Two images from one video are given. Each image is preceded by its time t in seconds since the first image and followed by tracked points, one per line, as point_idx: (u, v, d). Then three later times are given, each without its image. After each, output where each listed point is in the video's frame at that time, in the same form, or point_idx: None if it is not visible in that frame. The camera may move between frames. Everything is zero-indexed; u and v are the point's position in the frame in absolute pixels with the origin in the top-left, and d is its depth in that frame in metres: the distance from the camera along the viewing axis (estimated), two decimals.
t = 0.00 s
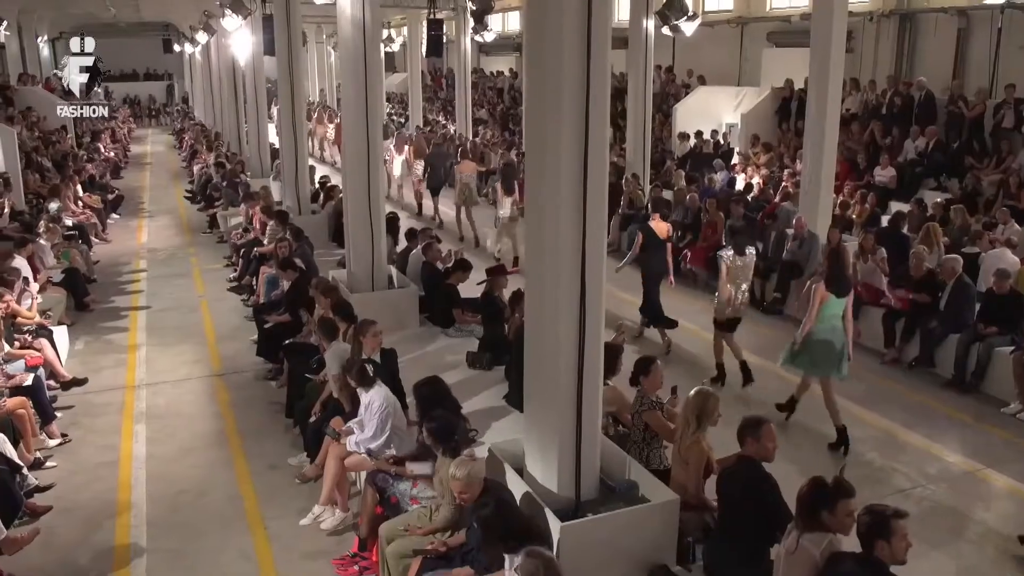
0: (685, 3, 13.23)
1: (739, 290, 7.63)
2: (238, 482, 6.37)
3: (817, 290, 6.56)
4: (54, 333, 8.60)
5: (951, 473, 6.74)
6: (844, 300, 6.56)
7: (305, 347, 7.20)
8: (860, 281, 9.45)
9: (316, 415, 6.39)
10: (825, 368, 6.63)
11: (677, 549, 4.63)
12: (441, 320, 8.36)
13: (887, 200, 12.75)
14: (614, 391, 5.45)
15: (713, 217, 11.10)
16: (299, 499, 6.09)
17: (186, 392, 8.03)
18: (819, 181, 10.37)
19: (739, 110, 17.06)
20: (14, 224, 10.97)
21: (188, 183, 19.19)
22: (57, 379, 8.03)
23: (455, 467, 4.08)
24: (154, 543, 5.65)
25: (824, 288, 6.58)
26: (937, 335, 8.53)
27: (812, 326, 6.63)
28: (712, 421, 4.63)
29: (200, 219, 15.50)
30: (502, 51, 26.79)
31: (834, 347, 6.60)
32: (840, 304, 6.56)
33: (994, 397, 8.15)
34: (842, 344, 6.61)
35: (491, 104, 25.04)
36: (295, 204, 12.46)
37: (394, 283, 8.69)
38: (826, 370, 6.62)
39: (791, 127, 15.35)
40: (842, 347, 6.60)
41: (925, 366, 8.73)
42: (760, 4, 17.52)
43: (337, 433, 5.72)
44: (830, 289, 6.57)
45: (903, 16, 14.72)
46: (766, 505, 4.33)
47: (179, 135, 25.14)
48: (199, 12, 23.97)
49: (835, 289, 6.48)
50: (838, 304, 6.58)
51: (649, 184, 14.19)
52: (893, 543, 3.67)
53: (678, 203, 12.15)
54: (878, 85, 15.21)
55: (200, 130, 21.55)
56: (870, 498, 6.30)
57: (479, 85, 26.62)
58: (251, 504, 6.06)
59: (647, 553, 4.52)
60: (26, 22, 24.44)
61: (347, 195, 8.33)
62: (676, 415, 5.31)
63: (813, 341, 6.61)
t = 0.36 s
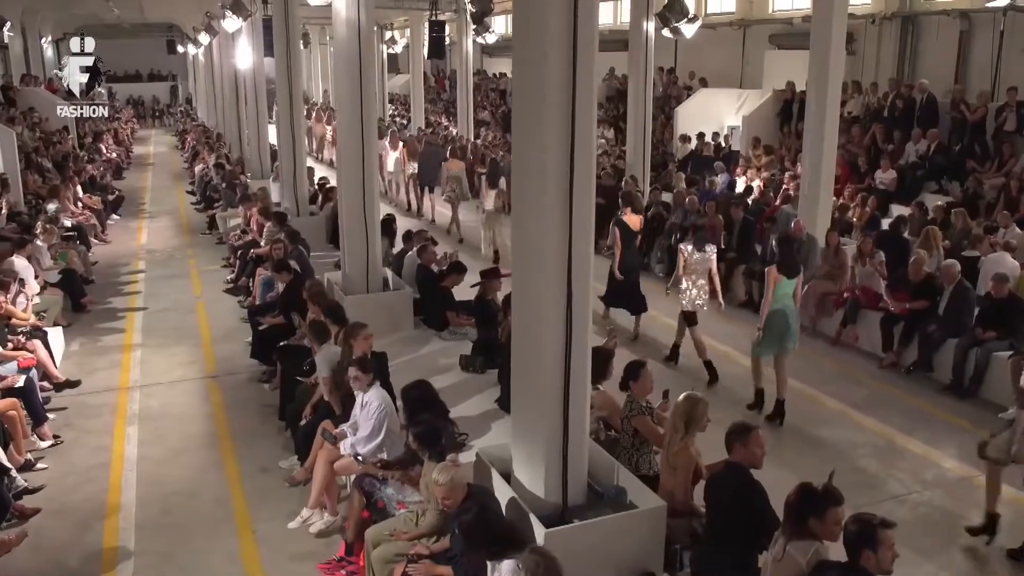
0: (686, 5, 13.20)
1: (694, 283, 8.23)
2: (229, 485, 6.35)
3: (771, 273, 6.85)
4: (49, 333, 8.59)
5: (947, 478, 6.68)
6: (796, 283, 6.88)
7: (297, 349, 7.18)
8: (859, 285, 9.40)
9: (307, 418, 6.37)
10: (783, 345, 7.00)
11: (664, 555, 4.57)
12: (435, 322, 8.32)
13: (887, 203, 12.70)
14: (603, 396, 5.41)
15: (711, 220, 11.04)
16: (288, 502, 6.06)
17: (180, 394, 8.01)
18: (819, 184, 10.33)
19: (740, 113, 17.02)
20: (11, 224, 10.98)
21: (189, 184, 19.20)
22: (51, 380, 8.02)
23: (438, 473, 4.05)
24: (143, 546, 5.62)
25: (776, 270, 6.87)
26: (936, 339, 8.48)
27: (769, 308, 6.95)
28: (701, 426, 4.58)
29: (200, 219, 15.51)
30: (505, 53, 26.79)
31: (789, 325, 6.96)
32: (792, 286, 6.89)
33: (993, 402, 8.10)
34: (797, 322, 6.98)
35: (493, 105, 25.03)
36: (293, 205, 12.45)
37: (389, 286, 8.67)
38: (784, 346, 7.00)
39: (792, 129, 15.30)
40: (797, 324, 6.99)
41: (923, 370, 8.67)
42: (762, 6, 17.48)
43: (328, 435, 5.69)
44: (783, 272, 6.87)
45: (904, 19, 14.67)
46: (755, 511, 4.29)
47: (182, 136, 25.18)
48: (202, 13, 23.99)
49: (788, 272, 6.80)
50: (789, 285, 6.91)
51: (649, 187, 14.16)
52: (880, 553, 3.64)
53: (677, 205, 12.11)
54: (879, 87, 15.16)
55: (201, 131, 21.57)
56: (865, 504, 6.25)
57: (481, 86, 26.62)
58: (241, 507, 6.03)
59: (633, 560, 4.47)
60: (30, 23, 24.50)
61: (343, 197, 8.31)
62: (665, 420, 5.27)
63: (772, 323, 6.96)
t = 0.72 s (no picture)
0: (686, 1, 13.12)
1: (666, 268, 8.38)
2: (222, 484, 6.34)
3: (725, 261, 7.45)
4: (45, 332, 8.59)
5: (944, 478, 6.63)
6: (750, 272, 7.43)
7: (292, 347, 7.16)
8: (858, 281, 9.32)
9: (300, 416, 6.36)
10: (738, 330, 7.58)
11: (654, 555, 4.54)
12: (430, 320, 8.31)
13: (889, 199, 12.64)
14: (597, 395, 5.42)
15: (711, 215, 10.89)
16: (280, 501, 6.04)
17: (176, 393, 8.01)
18: (818, 181, 10.27)
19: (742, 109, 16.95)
20: (10, 223, 10.98)
21: (190, 182, 19.20)
22: (46, 379, 8.02)
23: (423, 472, 4.00)
24: (133, 546, 5.61)
25: (730, 258, 7.48)
26: (935, 336, 8.42)
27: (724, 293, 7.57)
28: (692, 425, 4.54)
29: (200, 218, 15.51)
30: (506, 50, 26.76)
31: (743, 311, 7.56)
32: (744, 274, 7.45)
33: (992, 400, 8.05)
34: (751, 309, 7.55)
35: (495, 103, 24.98)
36: (292, 203, 12.44)
37: (385, 284, 8.65)
38: (738, 330, 7.59)
39: (794, 126, 15.22)
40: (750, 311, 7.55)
41: (922, 368, 8.61)
42: (763, 2, 17.39)
43: (321, 433, 5.66)
44: (737, 260, 7.44)
45: (906, 14, 14.58)
46: (744, 511, 4.25)
47: (184, 134, 25.19)
48: (203, 11, 23.97)
49: (741, 260, 7.35)
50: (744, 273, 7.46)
51: (649, 184, 14.12)
52: (873, 554, 3.55)
53: (677, 202, 12.06)
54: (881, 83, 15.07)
55: (203, 129, 21.58)
56: (860, 504, 6.21)
57: (483, 83, 26.56)
58: (232, 506, 6.01)
59: (622, 560, 4.44)
60: (32, 21, 24.52)
61: (339, 195, 8.28)
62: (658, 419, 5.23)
63: (727, 308, 7.57)
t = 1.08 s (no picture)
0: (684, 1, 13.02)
1: (626, 256, 8.74)
2: (206, 486, 6.30)
3: (683, 253, 7.44)
4: (35, 333, 8.57)
5: (936, 484, 6.55)
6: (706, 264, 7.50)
7: (279, 349, 7.11)
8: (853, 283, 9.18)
9: (285, 419, 6.31)
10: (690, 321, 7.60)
11: (633, 563, 4.47)
12: (420, 322, 8.26)
13: (888, 201, 12.55)
14: (580, 399, 5.39)
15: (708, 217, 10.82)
16: (262, 505, 5.99)
17: (165, 395, 7.98)
18: (815, 182, 10.19)
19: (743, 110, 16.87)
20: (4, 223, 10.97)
21: (190, 182, 19.20)
22: (35, 380, 7.99)
23: (397, 478, 3.83)
24: (114, 549, 5.57)
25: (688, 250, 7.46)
26: (930, 339, 8.34)
27: (680, 284, 7.52)
28: (672, 431, 4.50)
29: (198, 218, 15.49)
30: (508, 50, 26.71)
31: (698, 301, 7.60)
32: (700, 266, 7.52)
33: (987, 404, 7.97)
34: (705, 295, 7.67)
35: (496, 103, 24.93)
36: (287, 204, 12.41)
37: (376, 285, 8.61)
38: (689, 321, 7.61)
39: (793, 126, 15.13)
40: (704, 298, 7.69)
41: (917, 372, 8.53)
42: (764, 2, 17.32)
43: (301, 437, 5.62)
44: (695, 253, 7.44)
45: (907, 14, 14.48)
46: (723, 518, 4.19)
47: (186, 134, 25.20)
48: (205, 11, 23.96)
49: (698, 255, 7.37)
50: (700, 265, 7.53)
51: (647, 185, 14.05)
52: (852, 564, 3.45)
53: (674, 204, 11.98)
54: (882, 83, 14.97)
55: (204, 129, 21.57)
56: (850, 510, 6.14)
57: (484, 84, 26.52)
58: (215, 509, 5.98)
59: (600, 567, 4.38)
60: (34, 21, 24.54)
61: (329, 195, 8.24)
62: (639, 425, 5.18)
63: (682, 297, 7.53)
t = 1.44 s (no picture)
0: (675, 4, 12.92)
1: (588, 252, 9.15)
2: (179, 493, 6.23)
3: (640, 241, 8.00)
4: (16, 337, 8.52)
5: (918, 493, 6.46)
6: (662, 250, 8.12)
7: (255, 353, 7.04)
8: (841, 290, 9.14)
9: (258, 424, 6.23)
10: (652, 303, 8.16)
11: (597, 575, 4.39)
12: (401, 327, 8.21)
13: (881, 205, 12.48)
14: (553, 407, 5.22)
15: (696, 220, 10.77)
16: (234, 512, 5.92)
17: (145, 399, 7.93)
18: (803, 187, 10.10)
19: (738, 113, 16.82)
20: None
21: (183, 184, 19.17)
22: (12, 384, 7.93)
23: (354, 488, 3.92)
24: (81, 556, 5.49)
25: (645, 239, 8.01)
26: (918, 346, 8.25)
27: (639, 269, 8.12)
28: (640, 440, 4.43)
29: (189, 221, 15.44)
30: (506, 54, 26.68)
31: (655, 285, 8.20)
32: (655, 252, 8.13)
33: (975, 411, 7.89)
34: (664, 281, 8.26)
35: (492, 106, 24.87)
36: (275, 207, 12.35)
37: (358, 289, 8.57)
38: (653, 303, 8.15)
39: (786, 130, 15.05)
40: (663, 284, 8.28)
41: (903, 378, 8.44)
42: (759, 6, 17.25)
43: (270, 444, 5.55)
44: (650, 241, 7.99)
45: (902, 18, 14.40)
46: (686, 528, 4.10)
47: (182, 136, 25.21)
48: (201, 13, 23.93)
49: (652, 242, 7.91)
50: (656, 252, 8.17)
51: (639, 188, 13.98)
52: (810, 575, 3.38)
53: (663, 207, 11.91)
54: (876, 87, 14.90)
55: (199, 131, 21.54)
56: (830, 519, 6.05)
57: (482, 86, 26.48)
58: (186, 516, 5.91)
59: None
60: (30, 22, 24.54)
61: (309, 198, 8.18)
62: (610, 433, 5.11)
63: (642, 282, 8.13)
